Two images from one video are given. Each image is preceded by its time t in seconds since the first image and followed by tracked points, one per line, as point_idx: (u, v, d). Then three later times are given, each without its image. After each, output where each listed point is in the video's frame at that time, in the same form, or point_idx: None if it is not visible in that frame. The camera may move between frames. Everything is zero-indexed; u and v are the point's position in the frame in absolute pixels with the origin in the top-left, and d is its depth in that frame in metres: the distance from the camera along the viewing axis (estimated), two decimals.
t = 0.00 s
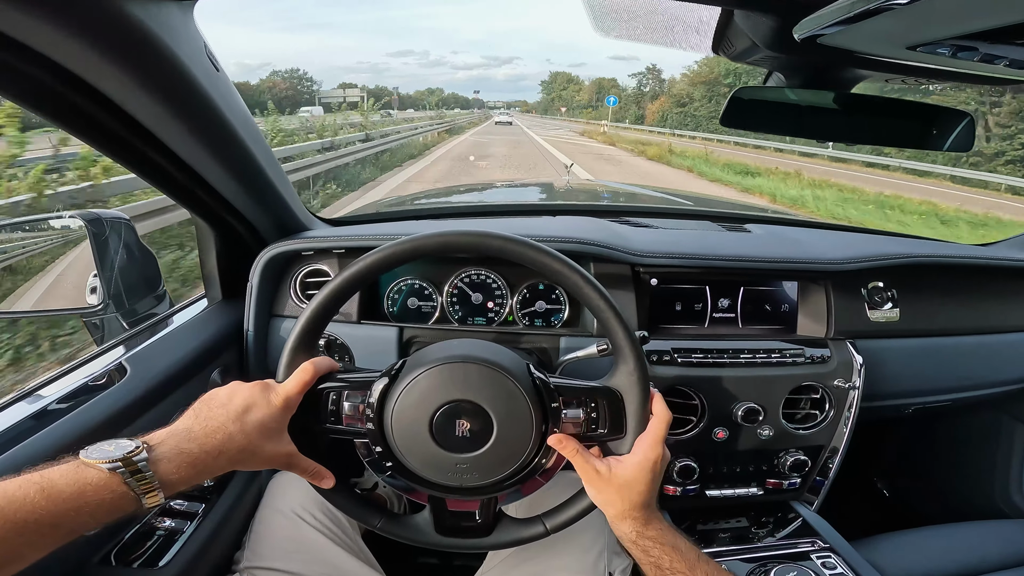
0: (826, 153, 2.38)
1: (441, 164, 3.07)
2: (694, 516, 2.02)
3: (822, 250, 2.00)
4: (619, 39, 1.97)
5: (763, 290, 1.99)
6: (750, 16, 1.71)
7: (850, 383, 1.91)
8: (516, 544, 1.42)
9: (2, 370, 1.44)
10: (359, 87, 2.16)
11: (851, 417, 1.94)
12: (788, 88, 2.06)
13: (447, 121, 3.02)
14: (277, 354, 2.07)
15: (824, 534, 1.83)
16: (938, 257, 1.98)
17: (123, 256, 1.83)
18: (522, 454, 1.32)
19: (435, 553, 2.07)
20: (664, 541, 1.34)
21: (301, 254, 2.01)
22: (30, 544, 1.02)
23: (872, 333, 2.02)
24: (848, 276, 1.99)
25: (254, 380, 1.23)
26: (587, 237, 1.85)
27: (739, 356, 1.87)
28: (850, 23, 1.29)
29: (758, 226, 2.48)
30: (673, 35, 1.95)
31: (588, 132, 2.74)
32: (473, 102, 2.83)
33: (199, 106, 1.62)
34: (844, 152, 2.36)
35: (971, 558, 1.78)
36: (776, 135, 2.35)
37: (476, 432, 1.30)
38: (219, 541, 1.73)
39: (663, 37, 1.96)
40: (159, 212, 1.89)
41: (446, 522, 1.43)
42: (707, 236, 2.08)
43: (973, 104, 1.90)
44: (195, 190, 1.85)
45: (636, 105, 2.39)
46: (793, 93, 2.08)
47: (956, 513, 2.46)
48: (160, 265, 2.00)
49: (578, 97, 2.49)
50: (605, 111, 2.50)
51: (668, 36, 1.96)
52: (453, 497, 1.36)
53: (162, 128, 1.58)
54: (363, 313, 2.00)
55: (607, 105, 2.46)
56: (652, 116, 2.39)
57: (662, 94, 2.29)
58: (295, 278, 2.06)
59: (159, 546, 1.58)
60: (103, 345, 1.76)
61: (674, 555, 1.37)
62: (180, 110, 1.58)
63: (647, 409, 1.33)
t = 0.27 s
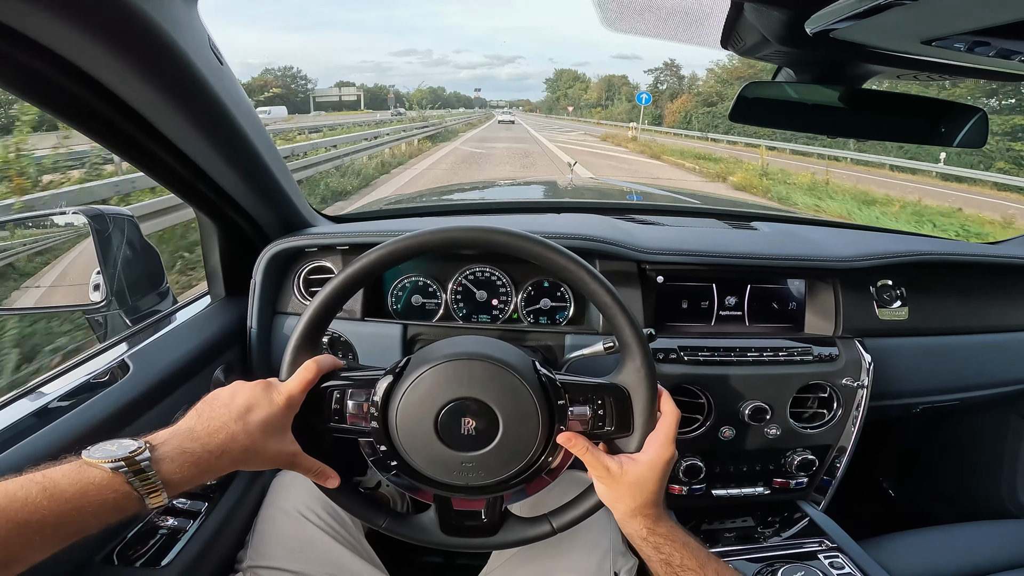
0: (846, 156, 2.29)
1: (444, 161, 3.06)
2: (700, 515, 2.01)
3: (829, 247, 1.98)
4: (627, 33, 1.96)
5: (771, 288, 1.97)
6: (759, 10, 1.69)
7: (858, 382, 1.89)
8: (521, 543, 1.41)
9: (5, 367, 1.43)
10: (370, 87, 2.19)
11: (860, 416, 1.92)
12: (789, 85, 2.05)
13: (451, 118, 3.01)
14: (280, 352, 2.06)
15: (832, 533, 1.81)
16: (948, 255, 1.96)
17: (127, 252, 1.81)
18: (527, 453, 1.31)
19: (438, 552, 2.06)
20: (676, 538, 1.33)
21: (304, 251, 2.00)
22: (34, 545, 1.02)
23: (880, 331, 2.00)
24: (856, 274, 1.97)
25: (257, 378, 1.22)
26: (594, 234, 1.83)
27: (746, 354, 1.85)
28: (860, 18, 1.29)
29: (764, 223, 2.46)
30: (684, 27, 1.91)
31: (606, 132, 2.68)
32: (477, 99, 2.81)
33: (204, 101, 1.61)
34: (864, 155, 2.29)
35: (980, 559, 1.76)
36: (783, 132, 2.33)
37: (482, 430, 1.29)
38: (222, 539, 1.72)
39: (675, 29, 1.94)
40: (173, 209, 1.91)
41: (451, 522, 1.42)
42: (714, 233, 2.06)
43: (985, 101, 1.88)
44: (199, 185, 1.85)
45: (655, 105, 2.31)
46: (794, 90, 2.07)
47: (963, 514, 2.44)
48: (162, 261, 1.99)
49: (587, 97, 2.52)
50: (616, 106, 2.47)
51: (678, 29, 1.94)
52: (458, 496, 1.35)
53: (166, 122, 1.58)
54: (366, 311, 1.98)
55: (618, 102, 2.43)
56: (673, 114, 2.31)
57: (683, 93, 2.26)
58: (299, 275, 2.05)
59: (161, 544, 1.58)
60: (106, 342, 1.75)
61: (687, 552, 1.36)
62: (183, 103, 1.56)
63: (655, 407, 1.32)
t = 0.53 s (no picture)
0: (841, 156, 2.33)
1: (445, 160, 3.05)
2: (703, 514, 2.00)
3: (832, 245, 1.97)
4: (628, 31, 1.96)
5: (774, 286, 1.96)
6: (761, 6, 1.66)
7: (862, 380, 1.88)
8: (523, 542, 1.40)
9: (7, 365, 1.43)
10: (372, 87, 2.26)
11: (864, 415, 1.91)
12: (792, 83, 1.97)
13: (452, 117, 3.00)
14: (282, 350, 2.06)
15: (835, 532, 1.80)
16: (952, 252, 1.95)
17: (130, 250, 1.81)
18: (529, 451, 1.30)
19: (440, 551, 2.06)
20: (677, 537, 1.32)
21: (306, 249, 2.00)
22: (36, 544, 1.02)
23: (885, 329, 1.99)
24: (859, 271, 1.96)
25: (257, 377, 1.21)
26: (595, 232, 1.82)
27: (749, 353, 1.85)
28: (860, 16, 1.31)
29: (767, 221, 2.45)
30: (686, 26, 1.92)
31: (633, 133, 2.76)
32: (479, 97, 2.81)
33: (206, 101, 1.61)
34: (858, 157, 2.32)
35: (985, 558, 1.75)
36: (786, 129, 2.31)
37: (483, 428, 1.29)
38: (224, 537, 1.73)
39: (676, 27, 1.94)
40: (172, 208, 1.91)
41: (452, 520, 1.41)
42: (715, 230, 2.06)
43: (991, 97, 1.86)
44: (201, 184, 1.85)
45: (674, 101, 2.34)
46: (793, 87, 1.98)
47: (968, 513, 2.43)
48: (166, 260, 1.99)
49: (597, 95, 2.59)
50: (628, 104, 2.55)
51: (678, 28, 1.94)
52: (460, 495, 1.35)
53: (168, 122, 1.57)
54: (368, 309, 1.98)
55: (630, 98, 2.50)
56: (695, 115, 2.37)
57: (711, 90, 2.18)
58: (301, 273, 2.05)
59: (165, 542, 1.58)
60: (109, 340, 1.75)
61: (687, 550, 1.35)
62: (184, 102, 1.56)
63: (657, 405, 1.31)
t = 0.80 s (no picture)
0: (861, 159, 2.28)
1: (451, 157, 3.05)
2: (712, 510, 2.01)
3: (841, 242, 1.97)
4: (637, 27, 1.97)
5: (783, 282, 1.96)
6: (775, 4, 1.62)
7: (871, 377, 1.89)
8: (535, 538, 1.41)
9: (21, 362, 1.44)
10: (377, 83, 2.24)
11: (873, 412, 1.91)
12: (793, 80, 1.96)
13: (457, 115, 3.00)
14: (291, 346, 2.07)
15: (844, 529, 1.80)
16: (961, 249, 1.95)
17: (139, 247, 1.83)
18: (541, 447, 1.31)
19: (449, 548, 2.06)
20: (687, 534, 1.32)
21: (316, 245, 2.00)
22: (55, 540, 1.02)
23: (894, 326, 1.99)
24: (868, 268, 1.96)
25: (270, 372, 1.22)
26: (605, 229, 1.83)
27: (758, 349, 1.85)
28: (877, 14, 1.34)
29: (775, 219, 2.45)
30: (697, 22, 1.91)
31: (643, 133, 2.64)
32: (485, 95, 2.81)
33: (219, 95, 1.61)
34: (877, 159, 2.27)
35: (994, 554, 1.75)
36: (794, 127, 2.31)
37: (496, 425, 1.29)
38: (235, 534, 1.73)
39: (687, 24, 1.94)
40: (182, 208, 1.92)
41: (464, 516, 1.42)
42: (723, 227, 2.06)
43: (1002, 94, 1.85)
44: (212, 180, 1.85)
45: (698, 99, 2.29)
46: (798, 84, 1.97)
47: (976, 510, 2.43)
48: (175, 256, 1.99)
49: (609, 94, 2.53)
50: (643, 102, 2.47)
51: (690, 23, 1.93)
52: (472, 491, 1.35)
53: (182, 116, 1.58)
54: (378, 305, 1.99)
55: (644, 97, 2.44)
56: (725, 115, 2.26)
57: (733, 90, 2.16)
58: (310, 269, 2.05)
59: (176, 541, 1.58)
60: (120, 337, 1.76)
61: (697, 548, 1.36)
62: (197, 96, 1.57)
63: (669, 401, 1.31)
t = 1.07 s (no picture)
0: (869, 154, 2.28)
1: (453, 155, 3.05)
2: (715, 509, 2.00)
3: (845, 240, 1.96)
4: (642, 24, 1.96)
5: (787, 280, 1.96)
6: (780, 1, 1.61)
7: (876, 375, 1.88)
8: (537, 536, 1.40)
9: (25, 357, 1.44)
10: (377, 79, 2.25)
11: (877, 411, 1.90)
12: (796, 77, 1.94)
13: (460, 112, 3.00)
14: (294, 343, 2.07)
15: (848, 528, 1.80)
16: (967, 248, 1.93)
17: (144, 243, 1.83)
18: (544, 444, 1.31)
19: (451, 545, 2.06)
20: (689, 533, 1.32)
21: (319, 242, 2.00)
22: (58, 537, 1.02)
23: (899, 325, 1.98)
24: (874, 267, 1.95)
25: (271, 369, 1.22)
26: (608, 226, 1.82)
27: (761, 347, 1.84)
28: (881, 14, 1.32)
29: (780, 217, 2.43)
30: (703, 20, 1.90)
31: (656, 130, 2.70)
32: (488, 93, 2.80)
33: (223, 90, 1.61)
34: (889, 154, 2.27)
35: (999, 553, 1.75)
36: (799, 125, 2.30)
37: (498, 422, 1.29)
38: (238, 531, 1.73)
39: (692, 22, 1.93)
40: (187, 206, 1.94)
41: (466, 514, 1.41)
42: (726, 225, 2.05)
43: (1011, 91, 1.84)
44: (216, 176, 1.85)
45: (729, 97, 2.18)
46: (801, 83, 1.95)
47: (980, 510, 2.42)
48: (179, 254, 1.99)
49: (620, 91, 2.56)
50: (660, 101, 2.49)
51: (695, 21, 1.91)
52: (474, 488, 1.35)
53: (185, 111, 1.58)
54: (381, 302, 1.99)
55: (661, 94, 2.43)
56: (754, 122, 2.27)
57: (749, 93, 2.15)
58: (314, 266, 2.05)
59: (178, 538, 1.58)
60: (124, 333, 1.76)
61: (699, 548, 1.35)
62: (202, 92, 1.56)
63: (672, 399, 1.31)
